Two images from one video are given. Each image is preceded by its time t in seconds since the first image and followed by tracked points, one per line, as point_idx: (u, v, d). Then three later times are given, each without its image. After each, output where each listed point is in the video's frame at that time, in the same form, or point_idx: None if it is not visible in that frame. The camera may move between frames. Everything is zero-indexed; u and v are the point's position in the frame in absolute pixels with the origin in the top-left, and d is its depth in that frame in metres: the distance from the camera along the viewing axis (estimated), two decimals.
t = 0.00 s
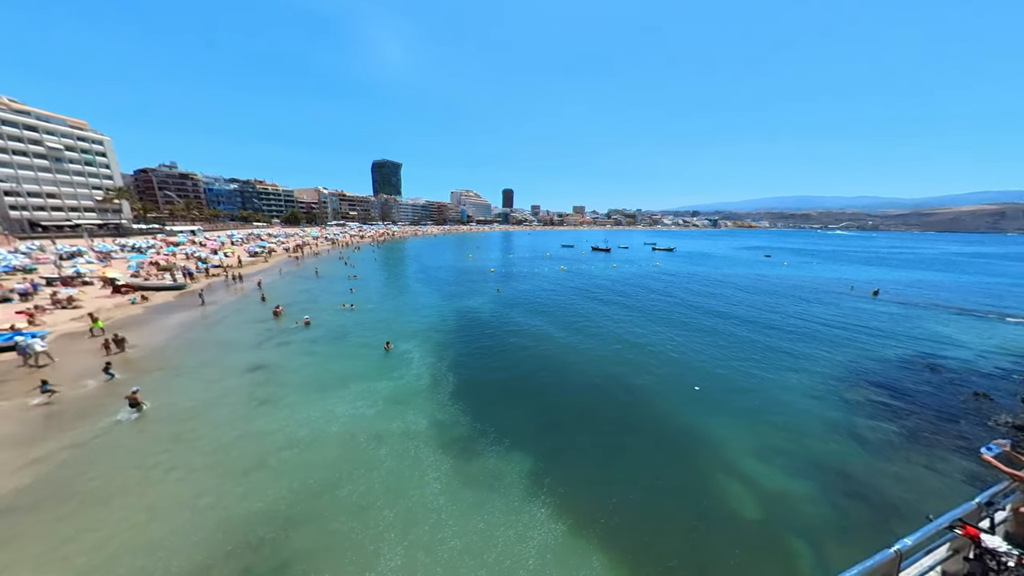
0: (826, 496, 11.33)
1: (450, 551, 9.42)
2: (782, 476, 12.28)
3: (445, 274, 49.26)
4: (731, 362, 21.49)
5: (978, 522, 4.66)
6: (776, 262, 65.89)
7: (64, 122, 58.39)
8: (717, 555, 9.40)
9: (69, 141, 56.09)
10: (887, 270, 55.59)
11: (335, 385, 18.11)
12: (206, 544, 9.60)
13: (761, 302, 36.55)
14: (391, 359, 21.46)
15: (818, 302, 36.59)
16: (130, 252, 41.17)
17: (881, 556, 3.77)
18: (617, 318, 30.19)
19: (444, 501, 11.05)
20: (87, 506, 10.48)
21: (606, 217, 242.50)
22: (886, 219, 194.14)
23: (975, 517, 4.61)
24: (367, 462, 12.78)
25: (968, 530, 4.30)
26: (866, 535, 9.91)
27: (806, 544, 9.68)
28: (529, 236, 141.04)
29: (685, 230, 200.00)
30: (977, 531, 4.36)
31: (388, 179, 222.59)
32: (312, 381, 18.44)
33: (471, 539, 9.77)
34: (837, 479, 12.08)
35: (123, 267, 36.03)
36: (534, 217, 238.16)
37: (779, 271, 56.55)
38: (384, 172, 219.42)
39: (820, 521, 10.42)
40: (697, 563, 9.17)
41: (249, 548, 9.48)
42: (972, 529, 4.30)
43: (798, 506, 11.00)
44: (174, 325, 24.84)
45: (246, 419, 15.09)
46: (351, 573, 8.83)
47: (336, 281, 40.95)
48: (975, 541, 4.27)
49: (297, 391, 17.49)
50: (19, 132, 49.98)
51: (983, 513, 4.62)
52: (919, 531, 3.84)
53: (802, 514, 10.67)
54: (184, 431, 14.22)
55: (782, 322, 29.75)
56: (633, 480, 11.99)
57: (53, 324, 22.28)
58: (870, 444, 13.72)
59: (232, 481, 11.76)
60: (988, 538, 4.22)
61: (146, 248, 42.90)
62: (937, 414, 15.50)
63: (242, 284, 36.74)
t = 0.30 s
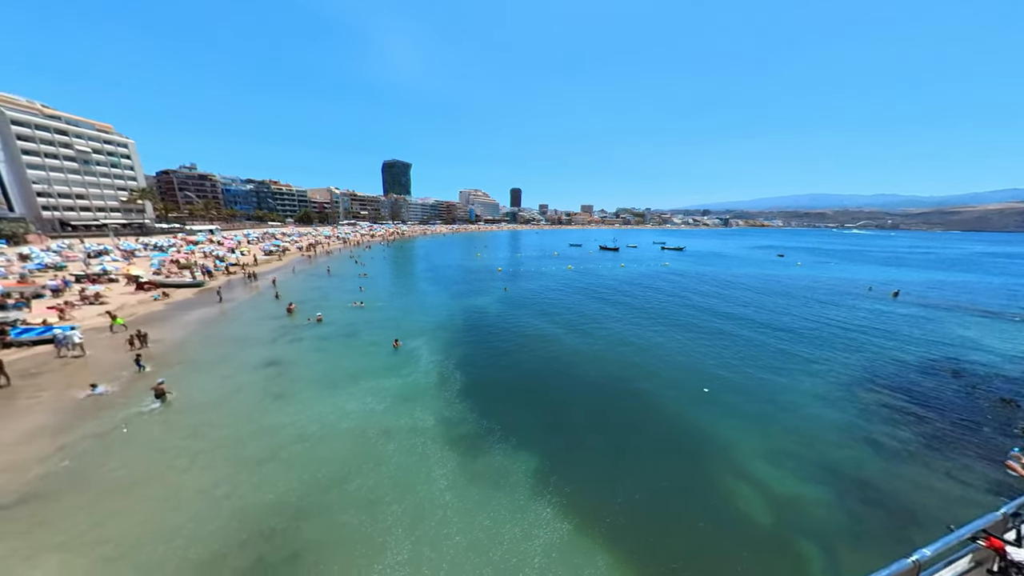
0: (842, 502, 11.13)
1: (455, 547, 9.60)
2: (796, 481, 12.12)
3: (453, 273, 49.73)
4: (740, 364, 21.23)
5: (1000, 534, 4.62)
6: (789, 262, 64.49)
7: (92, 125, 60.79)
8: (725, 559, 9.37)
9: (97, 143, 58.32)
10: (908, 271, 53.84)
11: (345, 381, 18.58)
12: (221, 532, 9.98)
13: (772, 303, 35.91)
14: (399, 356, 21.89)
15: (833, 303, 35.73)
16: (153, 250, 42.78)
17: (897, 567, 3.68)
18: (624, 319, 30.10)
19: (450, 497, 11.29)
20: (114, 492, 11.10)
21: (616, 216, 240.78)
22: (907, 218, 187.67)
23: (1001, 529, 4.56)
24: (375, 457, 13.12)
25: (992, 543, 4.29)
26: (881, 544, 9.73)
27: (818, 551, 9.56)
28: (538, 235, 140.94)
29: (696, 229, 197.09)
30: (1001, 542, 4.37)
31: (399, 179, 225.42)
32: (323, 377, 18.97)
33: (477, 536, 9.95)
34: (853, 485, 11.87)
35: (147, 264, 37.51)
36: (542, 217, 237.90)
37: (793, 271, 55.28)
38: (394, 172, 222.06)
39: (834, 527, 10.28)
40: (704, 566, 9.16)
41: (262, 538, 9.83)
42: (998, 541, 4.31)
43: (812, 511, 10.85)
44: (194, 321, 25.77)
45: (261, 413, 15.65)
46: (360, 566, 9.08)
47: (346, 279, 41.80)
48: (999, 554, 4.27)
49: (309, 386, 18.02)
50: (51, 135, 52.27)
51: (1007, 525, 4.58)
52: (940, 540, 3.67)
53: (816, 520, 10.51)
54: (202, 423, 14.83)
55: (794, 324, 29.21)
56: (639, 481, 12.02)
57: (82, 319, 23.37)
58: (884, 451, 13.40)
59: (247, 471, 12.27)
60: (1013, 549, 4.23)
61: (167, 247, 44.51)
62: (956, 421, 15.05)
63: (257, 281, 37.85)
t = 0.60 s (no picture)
0: (858, 510, 10.93)
1: (461, 544, 9.76)
2: (811, 486, 11.98)
3: (461, 272, 50.20)
4: (750, 367, 20.96)
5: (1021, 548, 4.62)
6: (804, 262, 63.13)
7: (117, 129, 63.18)
8: (734, 564, 9.32)
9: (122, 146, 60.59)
10: (929, 272, 52.22)
11: (355, 377, 19.03)
12: (236, 522, 10.38)
13: (785, 304, 35.22)
14: (407, 353, 22.29)
15: (848, 305, 34.89)
16: (173, 248, 44.30)
17: None
18: (632, 319, 29.99)
19: (457, 494, 11.50)
20: (136, 481, 11.65)
21: (624, 215, 237.41)
22: (929, 216, 181.04)
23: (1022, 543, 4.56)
24: (384, 452, 13.43)
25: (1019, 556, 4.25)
26: (896, 553, 9.53)
27: (832, 558, 9.42)
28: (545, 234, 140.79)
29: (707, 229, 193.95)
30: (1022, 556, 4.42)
31: (408, 179, 228.02)
32: (334, 373, 19.45)
33: (483, 533, 10.09)
34: (870, 493, 11.65)
35: (167, 262, 38.89)
36: (550, 216, 236.84)
37: (806, 271, 54.09)
38: (404, 172, 224.68)
39: (849, 535, 10.12)
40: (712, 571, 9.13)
41: (275, 528, 10.18)
42: None
43: (826, 517, 10.71)
44: (211, 317, 26.66)
45: (274, 407, 16.16)
46: (368, 558, 9.35)
47: (357, 277, 42.60)
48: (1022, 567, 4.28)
49: (321, 381, 18.53)
50: (79, 138, 54.47)
51: None
52: (966, 555, 3.75)
53: (829, 526, 10.39)
54: (218, 416, 15.39)
55: (806, 326, 28.65)
56: (646, 483, 12.03)
57: (107, 314, 24.43)
58: (900, 459, 13.05)
59: (260, 464, 12.71)
60: None
61: (186, 245, 46.02)
62: (977, 428, 14.59)
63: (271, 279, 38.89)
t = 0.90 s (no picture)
0: (874, 518, 10.73)
1: (468, 541, 9.94)
2: (825, 492, 11.80)
3: (469, 270, 50.64)
4: (761, 370, 20.67)
5: None
6: (818, 263, 61.68)
7: (141, 131, 65.58)
8: (742, 568, 9.29)
9: (145, 148, 62.85)
10: (952, 273, 50.46)
11: (365, 374, 19.48)
12: (251, 512, 10.78)
13: (798, 306, 34.49)
14: (416, 351, 22.71)
15: (864, 308, 33.98)
16: (192, 247, 45.84)
17: None
18: (640, 319, 29.91)
19: (464, 491, 11.73)
20: (158, 469, 12.25)
21: (634, 214, 235.31)
22: (953, 216, 173.89)
23: None
24: (393, 448, 13.76)
25: None
26: (912, 564, 9.34)
27: (845, 565, 9.31)
28: (553, 234, 140.55)
29: (718, 228, 190.93)
30: None
31: (418, 179, 230.86)
32: (344, 369, 19.92)
33: (490, 530, 10.25)
34: (885, 501, 11.39)
35: (187, 260, 40.28)
36: (558, 216, 236.18)
37: (821, 272, 52.83)
38: (413, 172, 227.73)
39: (866, 543, 9.94)
40: None
41: (288, 519, 10.55)
42: None
43: (840, 525, 10.54)
44: (228, 313, 27.53)
45: (287, 401, 16.70)
46: (377, 551, 9.61)
47: (367, 276, 43.36)
48: None
49: (332, 377, 18.99)
50: (106, 141, 56.71)
51: None
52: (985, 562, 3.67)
53: (844, 534, 10.23)
54: (235, 408, 15.98)
55: (820, 329, 28.04)
56: (654, 485, 12.06)
57: (132, 310, 25.48)
58: (916, 467, 12.75)
59: (273, 456, 13.16)
60: None
61: (205, 243, 47.47)
62: (1000, 437, 14.06)
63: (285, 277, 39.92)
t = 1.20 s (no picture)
0: (888, 526, 10.54)
1: (474, 537, 10.14)
2: (840, 498, 11.63)
3: (477, 269, 51.06)
4: (772, 373, 20.37)
5: None
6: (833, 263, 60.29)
7: (163, 134, 67.94)
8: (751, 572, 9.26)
9: (167, 150, 65.03)
10: (976, 275, 48.63)
11: (374, 371, 19.91)
12: (266, 503, 11.18)
13: (811, 308, 33.81)
14: (424, 349, 23.09)
15: (880, 310, 33.20)
16: (210, 245, 47.31)
17: None
18: (648, 320, 29.75)
19: (471, 488, 11.96)
20: (178, 459, 12.81)
21: (642, 214, 232.28)
22: (978, 215, 167.60)
23: None
24: (402, 444, 14.09)
25: None
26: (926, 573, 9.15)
27: (856, 571, 9.19)
28: (561, 233, 140.17)
29: (729, 228, 187.67)
30: None
31: (427, 179, 232.89)
32: (354, 366, 20.38)
33: (497, 527, 10.45)
34: (899, 509, 11.18)
35: (206, 258, 41.67)
36: (566, 215, 235.23)
37: (836, 273, 51.58)
38: (423, 172, 229.94)
39: (882, 551, 9.76)
40: None
41: (301, 511, 10.92)
42: None
43: (854, 532, 10.39)
44: (245, 310, 28.42)
45: (299, 396, 17.21)
46: (386, 545, 9.90)
47: (377, 274, 44.16)
48: None
49: (342, 373, 19.47)
50: (130, 143, 58.86)
51: None
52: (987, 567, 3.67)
53: (858, 541, 10.09)
54: (250, 402, 16.55)
55: (834, 331, 27.42)
56: (661, 487, 12.07)
57: (154, 306, 26.52)
58: (933, 475, 12.44)
59: (286, 450, 13.60)
60: None
61: (222, 241, 48.97)
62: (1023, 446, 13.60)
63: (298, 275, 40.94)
